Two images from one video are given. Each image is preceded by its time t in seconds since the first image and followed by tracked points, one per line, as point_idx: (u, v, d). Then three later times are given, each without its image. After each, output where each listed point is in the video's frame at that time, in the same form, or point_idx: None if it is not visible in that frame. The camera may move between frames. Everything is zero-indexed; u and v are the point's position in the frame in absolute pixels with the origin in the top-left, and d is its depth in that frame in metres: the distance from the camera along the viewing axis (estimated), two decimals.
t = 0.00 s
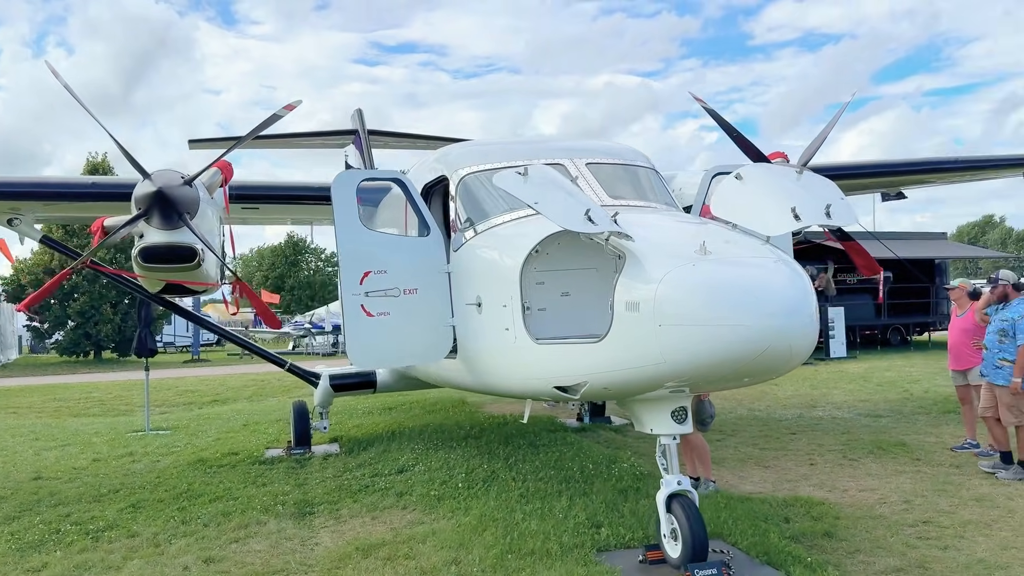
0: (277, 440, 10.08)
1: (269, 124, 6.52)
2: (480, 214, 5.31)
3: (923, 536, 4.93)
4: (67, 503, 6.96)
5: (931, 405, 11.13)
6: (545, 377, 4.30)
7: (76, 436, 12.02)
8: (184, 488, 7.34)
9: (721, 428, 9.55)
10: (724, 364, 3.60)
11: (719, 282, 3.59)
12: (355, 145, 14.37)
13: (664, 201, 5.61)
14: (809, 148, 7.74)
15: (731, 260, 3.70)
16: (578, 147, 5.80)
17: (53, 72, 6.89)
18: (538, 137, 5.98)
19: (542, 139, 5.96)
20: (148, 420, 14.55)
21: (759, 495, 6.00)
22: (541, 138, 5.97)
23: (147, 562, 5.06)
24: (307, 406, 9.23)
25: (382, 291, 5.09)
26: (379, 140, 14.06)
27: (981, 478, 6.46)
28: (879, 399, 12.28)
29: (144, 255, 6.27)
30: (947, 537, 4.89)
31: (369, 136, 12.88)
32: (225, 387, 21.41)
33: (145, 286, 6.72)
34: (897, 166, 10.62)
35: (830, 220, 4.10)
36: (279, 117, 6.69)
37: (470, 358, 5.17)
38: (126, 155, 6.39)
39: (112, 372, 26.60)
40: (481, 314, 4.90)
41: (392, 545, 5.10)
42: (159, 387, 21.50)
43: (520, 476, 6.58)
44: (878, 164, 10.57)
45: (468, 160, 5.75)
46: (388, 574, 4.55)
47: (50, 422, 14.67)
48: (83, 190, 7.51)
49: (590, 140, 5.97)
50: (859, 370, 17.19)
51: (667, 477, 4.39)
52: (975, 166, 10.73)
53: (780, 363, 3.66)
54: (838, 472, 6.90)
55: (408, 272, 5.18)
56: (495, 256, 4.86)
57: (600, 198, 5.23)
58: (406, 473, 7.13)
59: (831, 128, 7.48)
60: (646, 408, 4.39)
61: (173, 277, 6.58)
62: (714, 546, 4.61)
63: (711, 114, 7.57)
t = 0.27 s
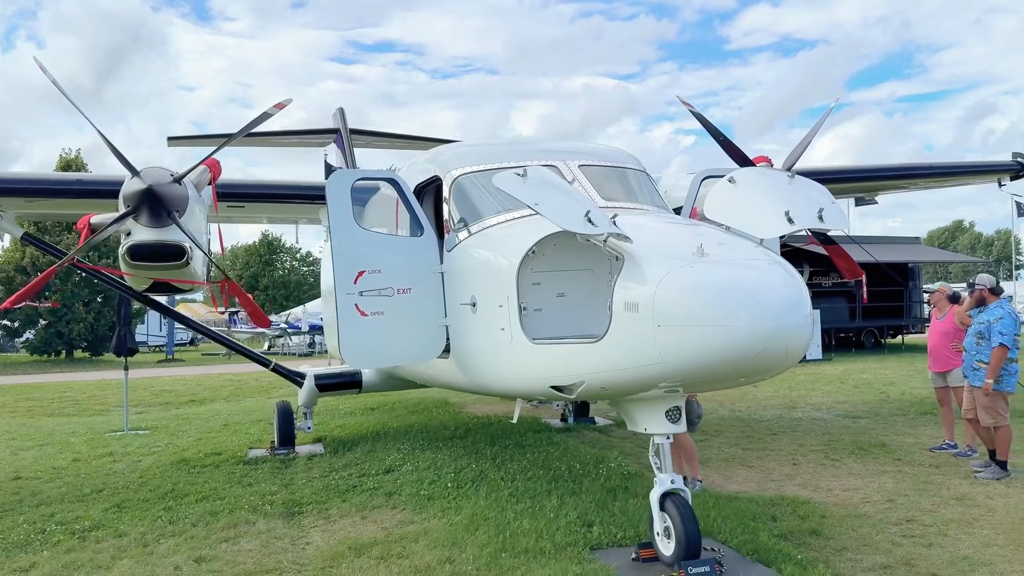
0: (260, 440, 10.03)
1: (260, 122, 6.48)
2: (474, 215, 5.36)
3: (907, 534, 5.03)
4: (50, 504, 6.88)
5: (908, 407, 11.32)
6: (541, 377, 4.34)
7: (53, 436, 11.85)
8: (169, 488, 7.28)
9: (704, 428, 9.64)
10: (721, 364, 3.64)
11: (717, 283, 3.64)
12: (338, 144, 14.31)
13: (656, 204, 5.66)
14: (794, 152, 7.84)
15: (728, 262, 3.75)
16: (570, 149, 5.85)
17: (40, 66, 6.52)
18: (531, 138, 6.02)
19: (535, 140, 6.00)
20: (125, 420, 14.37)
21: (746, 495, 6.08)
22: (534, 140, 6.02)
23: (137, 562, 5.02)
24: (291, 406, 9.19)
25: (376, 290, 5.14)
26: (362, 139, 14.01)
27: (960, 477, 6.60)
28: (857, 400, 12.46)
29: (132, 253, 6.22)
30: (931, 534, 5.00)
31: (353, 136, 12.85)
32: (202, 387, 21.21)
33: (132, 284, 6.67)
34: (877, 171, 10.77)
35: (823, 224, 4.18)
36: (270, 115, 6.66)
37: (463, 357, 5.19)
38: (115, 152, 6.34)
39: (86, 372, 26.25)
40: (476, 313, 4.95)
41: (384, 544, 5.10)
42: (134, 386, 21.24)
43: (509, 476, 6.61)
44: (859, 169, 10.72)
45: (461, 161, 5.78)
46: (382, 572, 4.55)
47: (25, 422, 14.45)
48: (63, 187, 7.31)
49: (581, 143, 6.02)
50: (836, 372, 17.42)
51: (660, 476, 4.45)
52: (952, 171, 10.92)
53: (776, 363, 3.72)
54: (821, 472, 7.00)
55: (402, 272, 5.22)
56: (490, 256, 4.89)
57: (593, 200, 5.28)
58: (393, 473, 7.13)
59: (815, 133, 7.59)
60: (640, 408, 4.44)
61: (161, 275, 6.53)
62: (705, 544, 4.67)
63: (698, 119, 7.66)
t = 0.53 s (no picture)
0: (247, 439, 10.01)
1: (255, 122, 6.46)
2: (472, 217, 5.43)
3: (894, 532, 5.16)
4: (39, 502, 6.84)
5: (887, 409, 11.52)
6: (542, 377, 4.41)
7: (33, 435, 11.72)
8: (159, 486, 7.26)
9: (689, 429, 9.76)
10: (722, 365, 3.72)
11: (718, 285, 3.72)
12: (324, 144, 14.28)
13: (650, 208, 5.75)
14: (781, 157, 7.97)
15: (730, 265, 3.84)
16: (566, 152, 5.93)
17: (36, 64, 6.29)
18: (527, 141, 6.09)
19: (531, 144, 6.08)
20: (106, 419, 14.25)
21: (735, 494, 6.18)
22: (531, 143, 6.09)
23: (134, 560, 5.02)
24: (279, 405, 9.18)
25: (375, 291, 5.20)
26: (348, 139, 13.99)
27: (942, 478, 6.75)
28: (837, 402, 12.65)
29: (125, 250, 6.21)
30: (917, 532, 5.13)
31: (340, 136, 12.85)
32: (181, 386, 21.03)
33: (124, 281, 6.66)
34: (859, 176, 10.95)
35: (820, 230, 4.30)
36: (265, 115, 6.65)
37: (462, 357, 5.25)
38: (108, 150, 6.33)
39: (62, 371, 25.93)
40: (475, 313, 5.02)
41: (381, 542, 5.15)
42: (112, 385, 21.03)
43: (500, 476, 6.67)
44: (841, 175, 10.89)
45: (459, 163, 5.84)
46: (382, 569, 4.60)
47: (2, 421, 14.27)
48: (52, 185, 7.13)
49: (576, 146, 6.11)
50: (815, 374, 17.65)
51: (657, 474, 4.54)
52: (931, 178, 11.13)
53: (775, 364, 3.81)
54: (807, 471, 7.13)
55: (400, 272, 5.29)
56: (489, 258, 4.96)
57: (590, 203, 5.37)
58: (385, 473, 7.17)
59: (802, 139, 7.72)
60: (639, 408, 4.52)
61: (155, 274, 6.51)
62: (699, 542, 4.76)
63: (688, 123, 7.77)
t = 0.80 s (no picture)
0: (233, 438, 9.97)
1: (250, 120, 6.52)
2: (469, 218, 5.49)
3: (882, 529, 5.27)
4: (27, 501, 6.79)
5: (867, 409, 11.70)
6: (542, 375, 4.47)
7: (15, 434, 11.59)
8: (148, 485, 7.23)
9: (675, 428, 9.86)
10: (721, 364, 3.76)
11: (717, 286, 3.77)
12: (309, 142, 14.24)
13: (644, 211, 5.83)
14: (768, 161, 8.09)
15: (728, 267, 3.90)
16: (561, 155, 6.01)
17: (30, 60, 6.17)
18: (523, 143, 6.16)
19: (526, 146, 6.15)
20: (87, 418, 14.11)
21: (725, 492, 6.28)
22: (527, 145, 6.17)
23: (129, 558, 5.01)
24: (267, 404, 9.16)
25: (373, 290, 5.29)
26: (334, 137, 13.96)
27: (925, 476, 6.89)
28: (819, 402, 12.83)
29: (117, 248, 6.18)
30: (904, 529, 5.24)
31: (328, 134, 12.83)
32: (161, 384, 20.85)
33: (117, 279, 6.63)
34: (842, 179, 11.11)
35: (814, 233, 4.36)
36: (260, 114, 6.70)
37: (459, 357, 5.30)
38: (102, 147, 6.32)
39: (38, 368, 25.59)
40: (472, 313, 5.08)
41: (377, 539, 5.17)
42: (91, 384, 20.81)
43: (492, 475, 6.73)
44: (824, 178, 11.04)
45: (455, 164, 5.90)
46: (381, 566, 4.63)
47: None
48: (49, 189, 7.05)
49: (571, 149, 6.19)
50: (795, 374, 17.86)
51: (653, 472, 4.61)
52: (912, 182, 11.31)
53: (773, 364, 3.85)
54: (793, 470, 7.25)
55: (397, 273, 5.38)
56: (487, 257, 5.02)
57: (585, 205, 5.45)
58: (376, 472, 7.19)
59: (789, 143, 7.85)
60: (635, 407, 4.59)
61: (147, 272, 6.48)
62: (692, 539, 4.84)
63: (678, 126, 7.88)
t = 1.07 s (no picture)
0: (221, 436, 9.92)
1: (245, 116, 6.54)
2: (467, 216, 5.53)
3: (873, 526, 5.35)
4: (16, 500, 6.73)
5: (851, 408, 11.83)
6: (541, 373, 4.51)
7: None
8: (138, 483, 7.18)
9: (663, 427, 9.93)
10: (722, 363, 3.80)
11: (718, 286, 3.81)
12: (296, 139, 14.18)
13: (639, 211, 5.88)
14: (757, 161, 8.17)
15: (729, 266, 3.94)
16: (557, 155, 6.07)
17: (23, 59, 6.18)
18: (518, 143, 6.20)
19: (522, 146, 6.20)
20: (69, 416, 13.97)
21: (717, 489, 6.33)
22: (522, 145, 6.21)
23: (124, 556, 4.98)
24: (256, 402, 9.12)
25: (371, 288, 5.30)
26: (321, 135, 13.91)
27: (913, 474, 6.99)
28: (803, 401, 12.95)
29: (109, 244, 6.14)
30: (894, 526, 5.32)
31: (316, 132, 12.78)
32: (142, 382, 20.66)
33: (109, 276, 6.58)
34: (828, 181, 11.22)
35: (812, 234, 4.40)
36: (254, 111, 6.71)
37: (457, 355, 5.33)
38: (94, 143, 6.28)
39: (16, 366, 25.24)
40: (470, 311, 5.12)
41: (374, 537, 5.18)
42: (70, 381, 20.58)
43: (485, 473, 6.75)
44: (810, 179, 11.15)
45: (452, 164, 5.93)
46: (380, 564, 4.63)
47: None
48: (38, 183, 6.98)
49: (567, 150, 6.26)
50: (778, 373, 18.00)
51: (651, 470, 4.66)
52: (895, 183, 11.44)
53: (772, 363, 3.90)
54: (782, 468, 7.32)
55: (395, 270, 5.39)
56: (484, 256, 5.05)
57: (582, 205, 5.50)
58: (368, 470, 7.19)
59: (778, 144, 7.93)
60: (633, 405, 4.62)
61: (140, 270, 6.44)
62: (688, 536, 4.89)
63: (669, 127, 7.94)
